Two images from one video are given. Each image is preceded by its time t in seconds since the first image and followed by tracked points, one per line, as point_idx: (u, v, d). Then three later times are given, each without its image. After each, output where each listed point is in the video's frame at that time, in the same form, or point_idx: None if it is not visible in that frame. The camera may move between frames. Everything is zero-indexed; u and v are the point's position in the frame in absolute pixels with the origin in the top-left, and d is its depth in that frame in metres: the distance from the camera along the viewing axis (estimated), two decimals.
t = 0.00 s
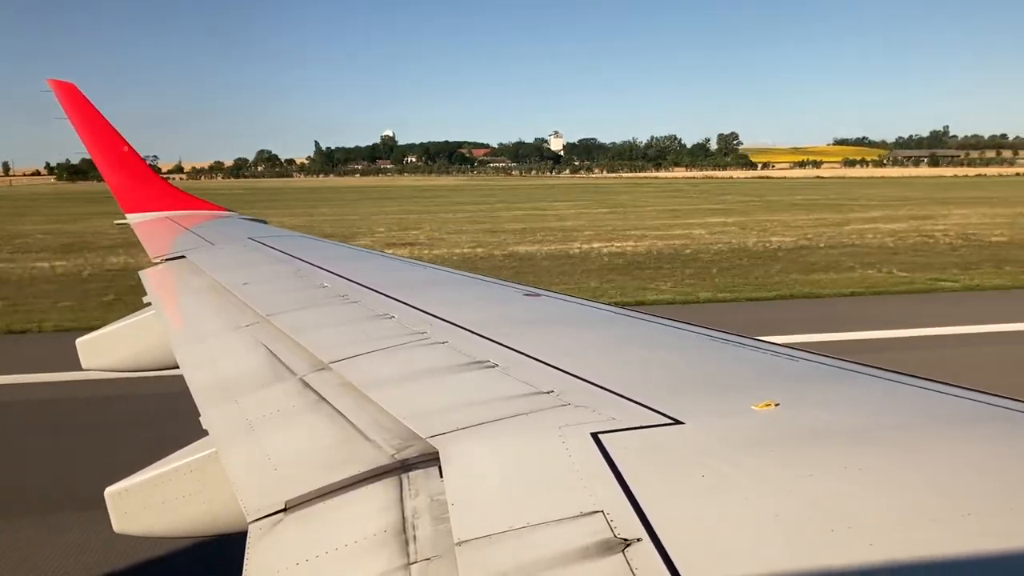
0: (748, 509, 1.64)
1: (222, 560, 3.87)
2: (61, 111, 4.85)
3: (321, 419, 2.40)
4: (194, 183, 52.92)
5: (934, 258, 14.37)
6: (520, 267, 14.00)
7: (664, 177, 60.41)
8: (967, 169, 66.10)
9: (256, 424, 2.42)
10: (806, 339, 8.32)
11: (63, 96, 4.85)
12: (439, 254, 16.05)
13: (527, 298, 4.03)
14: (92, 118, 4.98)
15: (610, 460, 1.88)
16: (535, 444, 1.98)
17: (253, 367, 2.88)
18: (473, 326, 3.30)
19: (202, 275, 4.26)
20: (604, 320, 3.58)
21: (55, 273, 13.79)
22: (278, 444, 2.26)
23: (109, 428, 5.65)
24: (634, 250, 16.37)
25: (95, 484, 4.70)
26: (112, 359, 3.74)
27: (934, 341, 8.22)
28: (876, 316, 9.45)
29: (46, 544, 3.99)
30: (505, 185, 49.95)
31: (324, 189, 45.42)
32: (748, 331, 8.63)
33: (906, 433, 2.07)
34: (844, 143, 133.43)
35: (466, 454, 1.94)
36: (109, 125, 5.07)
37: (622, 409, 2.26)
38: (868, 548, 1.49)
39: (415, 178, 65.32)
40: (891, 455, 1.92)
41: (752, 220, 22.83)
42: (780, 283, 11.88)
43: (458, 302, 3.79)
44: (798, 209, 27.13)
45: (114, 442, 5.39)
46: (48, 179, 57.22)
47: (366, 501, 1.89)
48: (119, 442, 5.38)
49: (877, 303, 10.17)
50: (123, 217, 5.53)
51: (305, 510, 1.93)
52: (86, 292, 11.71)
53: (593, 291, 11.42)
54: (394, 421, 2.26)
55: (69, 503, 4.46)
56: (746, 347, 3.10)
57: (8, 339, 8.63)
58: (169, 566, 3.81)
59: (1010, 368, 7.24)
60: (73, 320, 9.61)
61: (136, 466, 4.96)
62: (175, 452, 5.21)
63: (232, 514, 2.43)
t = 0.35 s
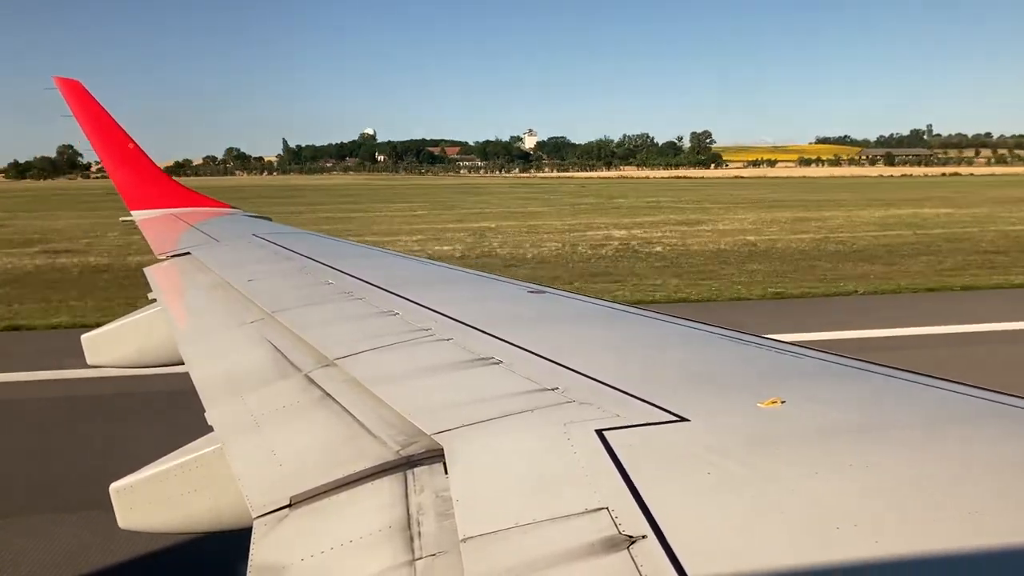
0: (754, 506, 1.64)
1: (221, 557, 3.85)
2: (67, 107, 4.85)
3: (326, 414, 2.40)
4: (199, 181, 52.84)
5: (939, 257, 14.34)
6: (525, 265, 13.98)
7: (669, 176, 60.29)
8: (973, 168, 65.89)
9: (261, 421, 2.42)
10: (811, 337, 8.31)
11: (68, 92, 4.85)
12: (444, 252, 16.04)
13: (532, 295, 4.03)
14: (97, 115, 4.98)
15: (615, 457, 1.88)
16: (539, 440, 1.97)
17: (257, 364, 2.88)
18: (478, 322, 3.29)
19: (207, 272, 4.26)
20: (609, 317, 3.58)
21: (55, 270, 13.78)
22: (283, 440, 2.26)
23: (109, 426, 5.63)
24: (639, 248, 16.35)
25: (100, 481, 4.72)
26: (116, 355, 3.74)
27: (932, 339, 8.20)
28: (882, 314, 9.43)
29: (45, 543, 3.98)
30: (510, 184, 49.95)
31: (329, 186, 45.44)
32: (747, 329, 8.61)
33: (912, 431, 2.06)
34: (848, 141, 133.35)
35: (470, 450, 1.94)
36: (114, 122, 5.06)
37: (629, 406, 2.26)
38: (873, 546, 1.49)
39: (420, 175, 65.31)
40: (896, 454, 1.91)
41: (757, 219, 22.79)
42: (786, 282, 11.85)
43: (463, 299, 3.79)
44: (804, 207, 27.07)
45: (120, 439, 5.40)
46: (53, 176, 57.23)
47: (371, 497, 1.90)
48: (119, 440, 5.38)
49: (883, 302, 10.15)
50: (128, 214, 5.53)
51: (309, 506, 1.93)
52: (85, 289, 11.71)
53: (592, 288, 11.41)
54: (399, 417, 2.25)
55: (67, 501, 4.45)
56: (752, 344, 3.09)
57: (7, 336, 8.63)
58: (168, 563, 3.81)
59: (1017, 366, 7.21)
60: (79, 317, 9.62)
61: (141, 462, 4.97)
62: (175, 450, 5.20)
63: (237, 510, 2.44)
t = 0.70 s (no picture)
0: (761, 506, 1.64)
1: (221, 558, 3.85)
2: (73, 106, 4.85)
3: (332, 413, 2.40)
4: (205, 181, 52.84)
5: (945, 257, 14.30)
6: (530, 265, 13.95)
7: (673, 175, 60.12)
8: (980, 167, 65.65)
9: (268, 420, 2.42)
10: (815, 337, 8.29)
11: (74, 91, 4.85)
12: (449, 251, 16.02)
13: (537, 295, 4.03)
14: (103, 114, 4.98)
15: (622, 456, 1.87)
16: (545, 440, 1.97)
17: (264, 362, 2.89)
18: (483, 322, 3.29)
19: (213, 271, 4.26)
20: (614, 316, 3.58)
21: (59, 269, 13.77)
22: (289, 439, 2.27)
23: (110, 426, 5.63)
24: (644, 248, 16.31)
25: (105, 479, 4.73)
26: (123, 354, 3.75)
27: (934, 338, 8.17)
28: (888, 313, 9.39)
29: (45, 543, 3.97)
30: (515, 183, 49.88)
31: (333, 186, 45.38)
32: (749, 328, 8.60)
33: (920, 430, 2.06)
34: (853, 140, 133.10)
35: (476, 450, 1.94)
36: (120, 121, 5.07)
37: (635, 405, 2.26)
38: (879, 545, 1.49)
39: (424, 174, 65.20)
40: (903, 453, 1.90)
41: (762, 219, 22.73)
42: (791, 281, 11.82)
43: (469, 298, 3.79)
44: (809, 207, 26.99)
45: (125, 438, 5.41)
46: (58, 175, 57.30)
47: (377, 495, 1.90)
48: (123, 439, 5.38)
49: (888, 301, 10.12)
50: (134, 213, 5.54)
51: (316, 505, 1.93)
52: (84, 289, 11.71)
53: (592, 287, 11.38)
54: (406, 416, 2.26)
55: (71, 500, 4.45)
56: (757, 343, 3.09)
57: (6, 336, 8.62)
58: (171, 563, 3.81)
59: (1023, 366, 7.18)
60: (86, 316, 9.63)
61: (146, 462, 4.98)
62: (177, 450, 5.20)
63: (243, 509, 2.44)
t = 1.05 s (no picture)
0: (763, 504, 1.63)
1: (222, 557, 3.85)
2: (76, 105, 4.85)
3: (334, 412, 2.40)
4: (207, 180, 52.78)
5: (949, 257, 14.26)
6: (532, 265, 13.93)
7: (677, 174, 59.97)
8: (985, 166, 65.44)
9: (270, 418, 2.43)
10: (818, 337, 8.27)
11: (77, 90, 4.85)
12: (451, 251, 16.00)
13: (540, 293, 4.02)
14: (107, 113, 4.98)
15: (624, 455, 1.87)
16: (547, 439, 1.97)
17: (266, 361, 2.89)
18: (485, 321, 3.29)
19: (216, 270, 4.26)
20: (616, 316, 3.57)
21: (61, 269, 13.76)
22: (291, 438, 2.26)
23: (113, 425, 5.63)
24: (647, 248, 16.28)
25: (109, 479, 4.73)
26: (125, 353, 3.75)
27: (937, 338, 8.15)
28: (891, 313, 9.37)
29: (46, 542, 3.97)
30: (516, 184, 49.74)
31: (336, 186, 45.33)
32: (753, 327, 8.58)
33: (923, 429, 2.05)
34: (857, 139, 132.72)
35: (477, 448, 1.94)
36: (123, 120, 5.07)
37: (637, 404, 2.25)
38: (881, 544, 1.48)
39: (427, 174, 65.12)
40: (908, 453, 1.89)
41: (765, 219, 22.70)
42: (795, 281, 11.79)
43: (470, 297, 3.78)
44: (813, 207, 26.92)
45: (128, 437, 5.41)
46: (62, 175, 57.29)
47: (379, 494, 1.90)
48: (126, 438, 5.39)
49: (891, 301, 10.09)
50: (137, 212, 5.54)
51: (317, 503, 1.93)
52: (85, 288, 11.70)
53: (594, 286, 11.35)
54: (408, 415, 2.25)
55: (74, 499, 4.46)
56: (759, 343, 3.08)
57: (10, 335, 8.63)
58: (172, 562, 3.81)
59: None
60: (90, 315, 9.64)
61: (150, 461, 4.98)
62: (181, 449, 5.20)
63: (244, 507, 2.44)
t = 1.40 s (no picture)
0: (765, 505, 1.64)
1: (224, 557, 3.85)
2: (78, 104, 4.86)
3: (336, 412, 2.40)
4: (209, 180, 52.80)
5: (950, 257, 14.26)
6: (534, 265, 13.94)
7: (679, 174, 59.91)
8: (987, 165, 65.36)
9: (272, 418, 2.43)
10: (818, 338, 8.27)
11: (79, 89, 4.86)
12: (453, 250, 16.01)
13: (540, 293, 4.03)
14: (109, 112, 4.99)
15: (625, 456, 1.88)
16: (549, 441, 1.97)
17: (267, 361, 2.89)
18: (486, 321, 3.29)
19: (217, 270, 4.27)
20: (617, 316, 3.57)
21: (63, 269, 13.75)
22: (294, 439, 2.27)
23: (114, 426, 5.64)
24: (648, 247, 16.29)
25: (110, 479, 4.74)
26: (128, 352, 3.76)
27: (938, 339, 8.15)
28: (892, 313, 9.37)
29: (48, 543, 3.97)
30: (518, 184, 49.74)
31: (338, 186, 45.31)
32: (754, 328, 8.58)
33: (924, 430, 2.05)
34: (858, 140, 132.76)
35: (479, 449, 1.94)
36: (126, 119, 5.07)
37: (637, 404, 2.26)
38: (882, 545, 1.49)
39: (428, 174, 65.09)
40: (908, 453, 1.90)
41: (766, 219, 22.69)
42: (796, 281, 11.79)
43: (471, 297, 3.79)
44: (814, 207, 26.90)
45: (130, 438, 5.42)
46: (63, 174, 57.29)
47: (381, 495, 1.90)
48: (128, 439, 5.39)
49: (893, 301, 10.09)
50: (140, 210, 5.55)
51: (320, 504, 1.93)
52: (87, 288, 11.69)
53: (596, 287, 11.35)
54: (410, 415, 2.26)
55: (75, 500, 4.47)
56: (759, 344, 3.08)
57: (12, 336, 8.63)
58: (174, 563, 3.81)
59: None
60: (92, 315, 9.64)
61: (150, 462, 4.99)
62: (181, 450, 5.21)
63: (246, 507, 2.44)
